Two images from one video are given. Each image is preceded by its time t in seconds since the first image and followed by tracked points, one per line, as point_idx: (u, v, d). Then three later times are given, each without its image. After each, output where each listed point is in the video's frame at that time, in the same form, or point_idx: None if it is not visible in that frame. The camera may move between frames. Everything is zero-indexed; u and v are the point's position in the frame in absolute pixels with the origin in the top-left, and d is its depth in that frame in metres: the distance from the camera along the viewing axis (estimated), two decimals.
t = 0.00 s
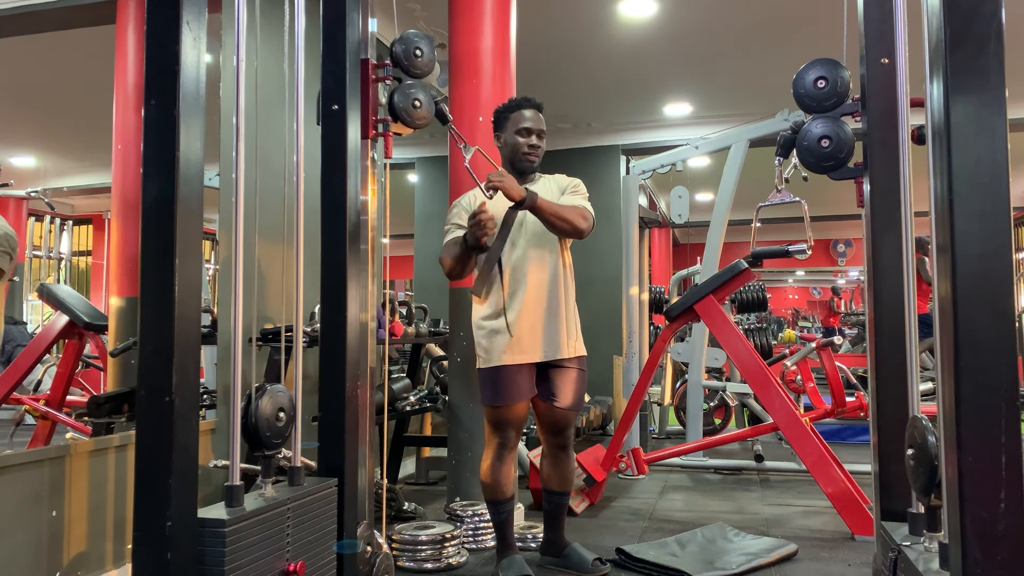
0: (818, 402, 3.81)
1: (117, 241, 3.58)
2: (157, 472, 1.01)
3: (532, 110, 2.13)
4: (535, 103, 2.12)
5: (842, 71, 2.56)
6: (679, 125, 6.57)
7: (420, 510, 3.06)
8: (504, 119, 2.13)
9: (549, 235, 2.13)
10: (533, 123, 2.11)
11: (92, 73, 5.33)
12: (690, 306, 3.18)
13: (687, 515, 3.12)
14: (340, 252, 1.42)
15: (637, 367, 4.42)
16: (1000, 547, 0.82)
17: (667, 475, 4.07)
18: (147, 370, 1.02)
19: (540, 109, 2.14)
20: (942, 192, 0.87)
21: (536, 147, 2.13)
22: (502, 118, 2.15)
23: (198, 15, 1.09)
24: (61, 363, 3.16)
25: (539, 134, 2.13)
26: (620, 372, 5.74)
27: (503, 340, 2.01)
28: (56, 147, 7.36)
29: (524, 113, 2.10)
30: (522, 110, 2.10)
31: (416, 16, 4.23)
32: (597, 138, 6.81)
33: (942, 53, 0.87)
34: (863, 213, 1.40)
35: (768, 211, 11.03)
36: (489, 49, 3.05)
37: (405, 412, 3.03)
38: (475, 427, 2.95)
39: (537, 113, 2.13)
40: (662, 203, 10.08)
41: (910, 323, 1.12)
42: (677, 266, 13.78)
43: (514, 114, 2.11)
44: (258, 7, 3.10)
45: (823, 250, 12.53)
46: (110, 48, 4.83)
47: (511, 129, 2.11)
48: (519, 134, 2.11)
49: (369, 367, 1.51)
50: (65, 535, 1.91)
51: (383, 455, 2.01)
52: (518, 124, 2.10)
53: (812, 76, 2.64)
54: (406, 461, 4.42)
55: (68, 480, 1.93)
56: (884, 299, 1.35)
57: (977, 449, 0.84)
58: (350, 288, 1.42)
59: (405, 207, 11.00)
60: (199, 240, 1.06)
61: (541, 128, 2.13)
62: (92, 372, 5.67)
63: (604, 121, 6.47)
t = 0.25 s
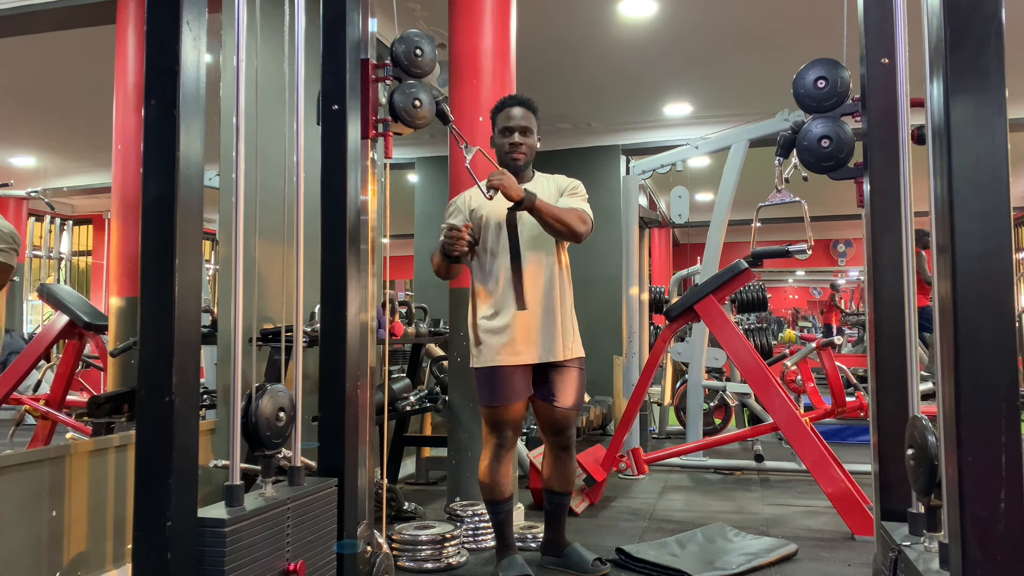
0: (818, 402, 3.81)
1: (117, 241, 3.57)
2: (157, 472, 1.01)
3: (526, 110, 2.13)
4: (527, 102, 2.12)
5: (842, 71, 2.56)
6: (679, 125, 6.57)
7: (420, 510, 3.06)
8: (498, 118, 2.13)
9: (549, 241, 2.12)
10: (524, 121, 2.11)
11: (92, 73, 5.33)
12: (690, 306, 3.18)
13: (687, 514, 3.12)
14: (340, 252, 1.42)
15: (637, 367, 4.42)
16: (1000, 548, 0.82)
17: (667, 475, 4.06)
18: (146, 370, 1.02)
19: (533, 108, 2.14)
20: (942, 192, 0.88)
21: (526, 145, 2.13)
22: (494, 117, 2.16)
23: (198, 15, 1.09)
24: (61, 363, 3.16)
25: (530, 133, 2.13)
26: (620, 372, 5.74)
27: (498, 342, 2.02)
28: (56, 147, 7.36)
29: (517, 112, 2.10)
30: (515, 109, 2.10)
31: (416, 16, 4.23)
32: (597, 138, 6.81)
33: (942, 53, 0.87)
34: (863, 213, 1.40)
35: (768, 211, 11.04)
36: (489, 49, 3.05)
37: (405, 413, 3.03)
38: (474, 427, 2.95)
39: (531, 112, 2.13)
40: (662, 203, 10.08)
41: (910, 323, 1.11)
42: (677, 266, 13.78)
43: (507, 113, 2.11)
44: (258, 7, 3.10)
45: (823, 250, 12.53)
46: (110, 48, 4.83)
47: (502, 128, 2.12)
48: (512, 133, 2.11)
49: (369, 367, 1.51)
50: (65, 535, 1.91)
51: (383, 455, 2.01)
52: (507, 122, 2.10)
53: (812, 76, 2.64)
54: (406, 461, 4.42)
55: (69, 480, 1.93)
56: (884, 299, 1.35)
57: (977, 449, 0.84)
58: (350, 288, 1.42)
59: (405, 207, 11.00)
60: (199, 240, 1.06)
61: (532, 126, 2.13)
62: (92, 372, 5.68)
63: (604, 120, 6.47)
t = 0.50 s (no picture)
0: (818, 402, 3.81)
1: (117, 241, 3.57)
2: (157, 472, 1.01)
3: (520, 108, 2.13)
4: (520, 101, 2.12)
5: (842, 71, 2.56)
6: (679, 125, 6.57)
7: (420, 510, 3.06)
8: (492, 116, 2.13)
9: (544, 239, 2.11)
10: (515, 119, 2.11)
11: (91, 73, 5.33)
12: (690, 306, 3.18)
13: (687, 514, 3.12)
14: (339, 252, 1.42)
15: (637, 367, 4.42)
16: (1000, 548, 0.82)
17: (667, 476, 4.06)
18: (147, 370, 1.02)
19: (527, 107, 2.14)
20: (942, 192, 0.88)
21: (518, 144, 2.13)
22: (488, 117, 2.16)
23: (198, 15, 1.09)
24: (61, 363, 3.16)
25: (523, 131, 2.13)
26: (620, 372, 5.74)
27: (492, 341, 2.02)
28: (56, 147, 7.36)
29: (510, 111, 2.10)
30: (508, 108, 2.10)
31: (416, 16, 4.23)
32: (597, 138, 6.81)
33: (942, 53, 0.87)
34: (863, 213, 1.40)
35: (768, 211, 11.04)
36: (489, 49, 3.05)
37: (405, 413, 3.03)
38: (474, 427, 2.95)
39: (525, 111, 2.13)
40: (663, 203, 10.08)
41: (910, 323, 1.11)
42: (677, 266, 13.78)
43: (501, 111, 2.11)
44: (259, 7, 3.10)
45: (824, 250, 12.53)
46: (111, 48, 4.83)
47: (495, 127, 2.12)
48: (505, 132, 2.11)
49: (369, 367, 1.51)
50: (65, 535, 1.91)
51: (383, 455, 2.01)
52: (499, 120, 2.10)
53: (812, 76, 2.64)
54: (406, 461, 4.42)
55: (68, 480, 1.93)
56: (884, 299, 1.35)
57: (977, 449, 0.84)
58: (349, 287, 1.42)
59: (404, 207, 11.00)
60: (199, 240, 1.06)
61: (524, 125, 2.13)
62: (92, 371, 5.68)
63: (604, 120, 6.47)
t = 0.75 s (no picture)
0: (818, 402, 3.81)
1: (117, 241, 3.57)
2: (157, 472, 1.01)
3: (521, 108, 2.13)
4: (520, 101, 2.12)
5: (842, 71, 2.56)
6: (679, 125, 6.57)
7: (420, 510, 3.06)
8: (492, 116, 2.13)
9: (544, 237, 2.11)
10: (516, 120, 2.11)
11: (91, 73, 5.33)
12: (690, 306, 3.18)
13: (687, 515, 3.12)
14: (339, 252, 1.42)
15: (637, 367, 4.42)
16: (999, 547, 0.82)
17: (668, 476, 4.06)
18: (147, 370, 1.02)
19: (528, 107, 2.14)
20: (942, 192, 0.88)
21: (520, 145, 2.12)
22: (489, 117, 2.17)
23: (198, 15, 1.09)
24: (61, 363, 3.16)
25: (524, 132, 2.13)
26: (620, 372, 5.74)
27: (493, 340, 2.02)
28: (55, 147, 7.36)
29: (511, 111, 2.10)
30: (508, 108, 2.10)
31: (416, 16, 4.23)
32: (597, 138, 6.81)
33: (942, 53, 0.87)
34: (863, 213, 1.40)
35: (768, 211, 11.04)
36: (489, 49, 3.05)
37: (405, 413, 3.03)
38: (474, 427, 2.96)
39: (526, 113, 2.14)
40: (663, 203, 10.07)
41: (910, 324, 1.11)
42: (677, 266, 13.77)
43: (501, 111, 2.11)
44: (258, 7, 3.11)
45: (824, 250, 12.53)
46: (110, 48, 4.83)
47: (497, 128, 2.11)
48: (505, 133, 2.11)
49: (369, 367, 1.51)
50: (65, 535, 1.91)
51: (383, 455, 2.01)
52: (500, 121, 2.10)
53: (812, 76, 2.64)
54: (406, 461, 4.42)
55: (69, 480, 1.93)
56: (884, 299, 1.35)
57: (977, 449, 0.84)
58: (349, 287, 1.42)
59: (405, 207, 11.00)
60: (199, 241, 1.06)
61: (525, 126, 2.13)
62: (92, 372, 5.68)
63: (604, 121, 6.47)
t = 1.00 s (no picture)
0: (818, 402, 3.81)
1: (117, 241, 3.57)
2: (157, 472, 1.01)
3: (530, 111, 2.12)
4: (529, 104, 2.11)
5: (842, 71, 2.56)
6: (679, 125, 6.57)
7: (421, 510, 3.06)
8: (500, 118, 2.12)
9: (550, 234, 2.11)
10: (526, 123, 2.11)
11: (91, 73, 5.33)
12: (690, 306, 3.18)
13: (687, 514, 3.12)
14: (339, 252, 1.42)
15: (637, 367, 4.42)
16: (1000, 547, 0.82)
17: (667, 475, 4.06)
18: (147, 370, 1.02)
19: (536, 109, 2.13)
20: (942, 192, 0.88)
21: (529, 148, 2.12)
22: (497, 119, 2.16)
23: (198, 15, 1.09)
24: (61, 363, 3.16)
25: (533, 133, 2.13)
26: (620, 372, 5.74)
27: (499, 339, 2.02)
28: (55, 147, 7.36)
29: (519, 114, 2.10)
30: (517, 110, 2.09)
31: (416, 16, 4.23)
32: (597, 138, 6.81)
33: (942, 53, 0.87)
34: (863, 213, 1.40)
35: (768, 211, 11.04)
36: (489, 49, 3.05)
37: (405, 413, 3.03)
38: (474, 427, 2.95)
39: (535, 116, 2.13)
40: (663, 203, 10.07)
41: (910, 324, 1.11)
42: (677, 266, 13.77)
43: (510, 113, 2.10)
44: (258, 7, 3.10)
45: (824, 250, 12.53)
46: (110, 48, 4.83)
47: (505, 131, 2.11)
48: (514, 136, 2.11)
49: (369, 366, 1.51)
50: (65, 535, 1.91)
51: (383, 455, 2.01)
52: (509, 124, 2.10)
53: (812, 76, 2.64)
54: (406, 461, 4.42)
55: (69, 480, 1.93)
56: (884, 299, 1.35)
57: (978, 449, 0.84)
58: (349, 287, 1.42)
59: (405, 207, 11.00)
60: (199, 241, 1.06)
61: (534, 128, 2.13)
62: (92, 372, 5.68)
63: (604, 120, 6.47)
